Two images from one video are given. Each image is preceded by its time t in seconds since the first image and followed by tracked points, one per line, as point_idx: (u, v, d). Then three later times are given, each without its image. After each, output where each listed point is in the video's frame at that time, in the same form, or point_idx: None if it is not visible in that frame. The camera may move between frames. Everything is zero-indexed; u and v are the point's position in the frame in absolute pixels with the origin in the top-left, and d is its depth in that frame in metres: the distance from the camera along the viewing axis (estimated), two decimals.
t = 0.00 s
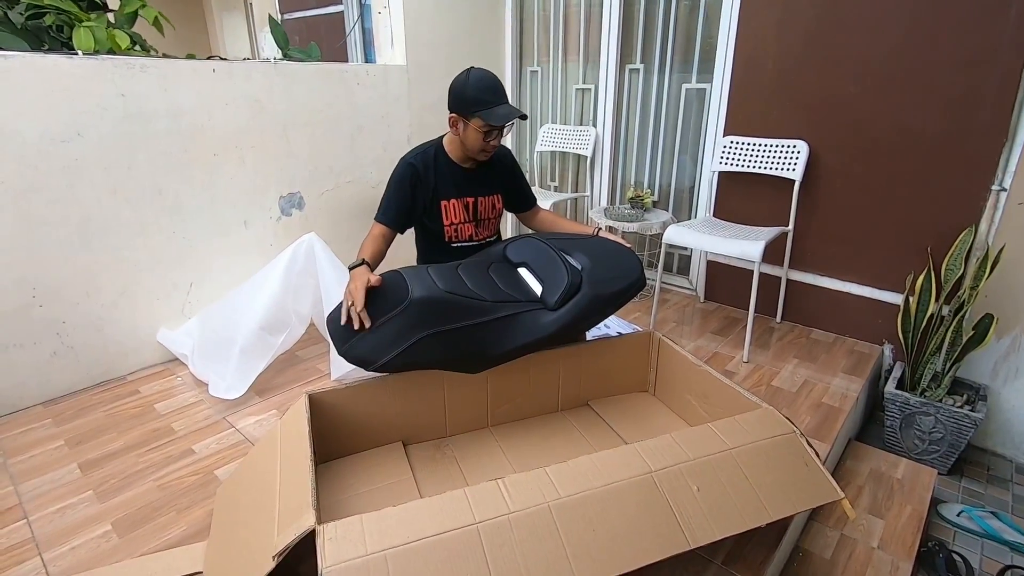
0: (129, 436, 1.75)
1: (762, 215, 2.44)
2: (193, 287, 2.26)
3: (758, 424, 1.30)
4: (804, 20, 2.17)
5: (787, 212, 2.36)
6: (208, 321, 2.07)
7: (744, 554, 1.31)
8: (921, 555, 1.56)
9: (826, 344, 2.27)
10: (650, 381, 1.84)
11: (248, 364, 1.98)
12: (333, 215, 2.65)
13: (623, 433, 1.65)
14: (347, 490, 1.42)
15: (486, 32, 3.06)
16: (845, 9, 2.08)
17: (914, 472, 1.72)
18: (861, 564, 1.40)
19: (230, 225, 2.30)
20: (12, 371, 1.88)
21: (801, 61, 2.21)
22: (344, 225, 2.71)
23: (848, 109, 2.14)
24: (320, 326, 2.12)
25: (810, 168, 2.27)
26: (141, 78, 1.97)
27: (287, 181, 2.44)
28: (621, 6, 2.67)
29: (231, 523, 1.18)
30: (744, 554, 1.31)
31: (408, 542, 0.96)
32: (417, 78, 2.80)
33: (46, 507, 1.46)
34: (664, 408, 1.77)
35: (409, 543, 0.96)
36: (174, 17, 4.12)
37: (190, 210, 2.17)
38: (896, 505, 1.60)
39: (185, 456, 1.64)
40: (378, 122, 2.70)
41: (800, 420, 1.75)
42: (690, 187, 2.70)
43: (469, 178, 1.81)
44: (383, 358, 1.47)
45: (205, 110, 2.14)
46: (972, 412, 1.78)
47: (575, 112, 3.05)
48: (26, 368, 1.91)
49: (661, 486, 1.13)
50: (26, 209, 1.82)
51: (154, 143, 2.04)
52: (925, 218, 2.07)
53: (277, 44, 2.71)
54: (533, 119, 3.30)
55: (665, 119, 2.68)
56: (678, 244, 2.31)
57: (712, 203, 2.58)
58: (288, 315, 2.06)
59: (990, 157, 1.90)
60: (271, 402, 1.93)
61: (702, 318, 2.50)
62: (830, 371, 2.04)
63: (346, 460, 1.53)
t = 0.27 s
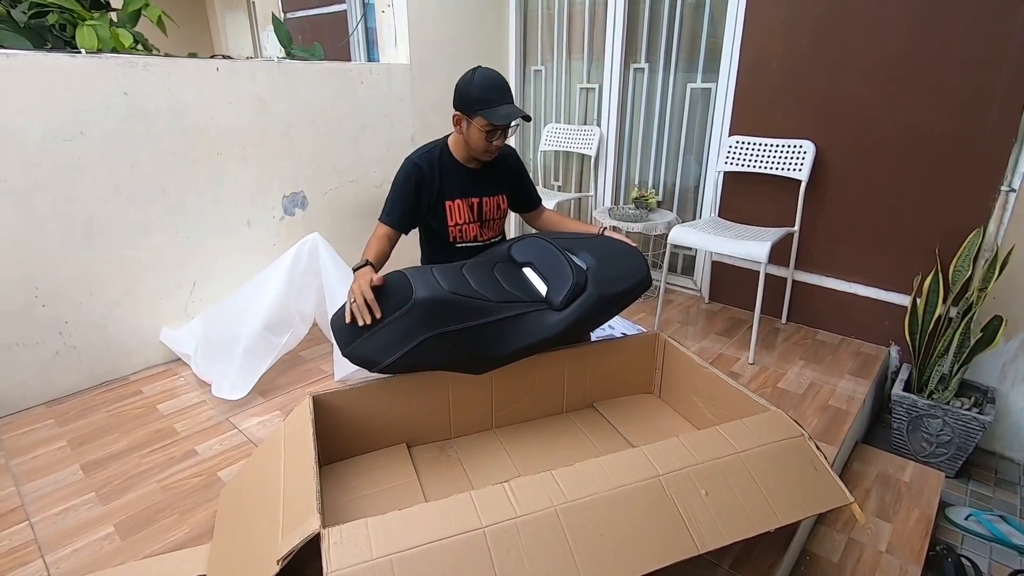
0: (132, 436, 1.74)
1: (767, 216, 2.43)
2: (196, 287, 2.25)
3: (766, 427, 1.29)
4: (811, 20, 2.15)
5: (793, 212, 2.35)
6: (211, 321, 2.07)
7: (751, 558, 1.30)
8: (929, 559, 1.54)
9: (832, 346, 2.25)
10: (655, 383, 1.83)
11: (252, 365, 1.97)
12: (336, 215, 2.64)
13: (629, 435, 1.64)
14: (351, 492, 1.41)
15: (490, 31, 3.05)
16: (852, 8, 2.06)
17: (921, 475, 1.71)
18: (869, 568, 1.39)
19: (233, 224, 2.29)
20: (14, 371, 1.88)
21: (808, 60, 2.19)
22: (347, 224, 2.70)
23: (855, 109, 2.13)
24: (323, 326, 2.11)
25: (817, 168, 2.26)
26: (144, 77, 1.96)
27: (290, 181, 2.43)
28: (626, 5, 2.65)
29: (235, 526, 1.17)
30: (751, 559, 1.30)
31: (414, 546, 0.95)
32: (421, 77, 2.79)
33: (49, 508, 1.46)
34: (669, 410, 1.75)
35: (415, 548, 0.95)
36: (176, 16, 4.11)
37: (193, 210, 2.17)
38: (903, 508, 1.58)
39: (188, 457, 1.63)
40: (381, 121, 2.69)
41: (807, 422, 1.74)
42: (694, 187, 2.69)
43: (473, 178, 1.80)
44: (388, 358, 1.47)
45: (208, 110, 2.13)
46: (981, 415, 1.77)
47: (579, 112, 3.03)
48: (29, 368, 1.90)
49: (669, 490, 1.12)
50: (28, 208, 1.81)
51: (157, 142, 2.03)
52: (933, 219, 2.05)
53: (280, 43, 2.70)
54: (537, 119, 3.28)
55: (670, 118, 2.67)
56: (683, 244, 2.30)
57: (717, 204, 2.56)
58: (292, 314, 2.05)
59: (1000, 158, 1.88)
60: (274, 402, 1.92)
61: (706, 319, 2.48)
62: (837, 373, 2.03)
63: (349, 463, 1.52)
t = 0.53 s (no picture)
0: (138, 438, 1.72)
1: (780, 217, 2.40)
2: (202, 287, 2.23)
3: (782, 433, 1.26)
4: (826, 18, 2.12)
5: (806, 214, 2.32)
6: (218, 322, 2.05)
7: (768, 568, 1.27)
8: (948, 569, 1.51)
9: (846, 349, 2.22)
10: (666, 387, 1.81)
11: (260, 366, 1.96)
12: (343, 214, 2.62)
13: (640, 439, 1.61)
14: (359, 497, 1.39)
15: (498, 30, 3.03)
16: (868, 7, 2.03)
17: (939, 483, 1.68)
18: None
19: (240, 224, 2.28)
20: (20, 371, 1.86)
21: (823, 60, 2.16)
22: (354, 224, 2.68)
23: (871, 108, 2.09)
24: (331, 327, 2.09)
25: (831, 169, 2.23)
26: (151, 75, 1.95)
27: (297, 180, 2.41)
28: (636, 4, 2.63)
29: (243, 531, 1.15)
30: (768, 569, 1.27)
31: (426, 555, 0.92)
32: (429, 76, 2.77)
33: (54, 510, 1.44)
34: (681, 414, 1.73)
35: (427, 557, 0.93)
36: (184, 15, 4.11)
37: (200, 209, 2.15)
38: (921, 516, 1.55)
39: (195, 459, 1.61)
40: (389, 120, 2.67)
41: (822, 428, 1.71)
42: (705, 188, 2.66)
43: (483, 178, 1.78)
44: (399, 360, 1.45)
45: (215, 108, 2.11)
46: (999, 421, 1.74)
47: (588, 111, 3.01)
48: (35, 368, 1.89)
49: (685, 497, 1.10)
50: (34, 207, 1.80)
51: (164, 140, 2.02)
52: (950, 221, 2.02)
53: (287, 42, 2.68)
54: (545, 119, 3.26)
55: (680, 118, 2.64)
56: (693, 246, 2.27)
57: (728, 205, 2.53)
58: (299, 315, 2.03)
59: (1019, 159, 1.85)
60: (280, 404, 1.90)
61: (717, 321, 2.45)
62: (851, 377, 2.00)
63: (357, 466, 1.49)
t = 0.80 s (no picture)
0: (143, 432, 1.70)
1: (797, 218, 2.34)
2: (209, 279, 2.21)
3: (801, 445, 1.22)
4: (851, 13, 2.05)
5: (825, 215, 2.26)
6: (224, 315, 2.03)
7: None
8: None
9: (863, 355, 2.17)
10: (679, 392, 1.76)
11: (265, 361, 1.93)
12: (352, 207, 2.59)
13: (651, 445, 1.57)
14: (364, 498, 1.37)
15: (512, 21, 2.97)
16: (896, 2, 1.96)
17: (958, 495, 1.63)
18: None
19: (249, 216, 2.25)
20: (25, 361, 1.85)
21: (847, 56, 2.09)
22: (363, 217, 2.65)
23: (896, 107, 2.03)
24: (338, 322, 2.06)
25: (852, 170, 2.16)
26: (159, 63, 1.91)
27: (306, 172, 2.38)
28: None
29: (245, 533, 1.12)
30: None
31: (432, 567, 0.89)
32: (441, 67, 2.72)
33: (57, 505, 1.42)
34: (693, 419, 1.69)
35: (433, 569, 0.90)
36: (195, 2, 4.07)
37: (208, 200, 2.12)
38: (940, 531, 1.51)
39: (199, 455, 1.59)
40: (400, 111, 2.63)
41: (839, 436, 1.67)
42: (720, 186, 2.60)
43: (495, 174, 1.74)
44: (408, 358, 1.42)
45: (224, 98, 2.08)
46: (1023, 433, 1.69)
47: (602, 106, 2.95)
48: (40, 358, 1.88)
49: (699, 510, 1.06)
50: (41, 196, 1.78)
51: (172, 130, 1.99)
52: (975, 226, 1.96)
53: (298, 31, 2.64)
54: (558, 112, 3.21)
55: (697, 114, 2.58)
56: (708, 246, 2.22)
57: (744, 204, 2.47)
58: (306, 309, 2.01)
59: None
60: (286, 400, 1.87)
61: (730, 323, 2.41)
62: (868, 384, 1.95)
63: (362, 466, 1.47)
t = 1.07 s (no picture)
0: (147, 434, 1.69)
1: (814, 219, 2.28)
2: (215, 279, 2.19)
3: (822, 459, 1.18)
4: (874, 7, 1.98)
5: (844, 216, 2.20)
6: (230, 317, 2.00)
7: None
8: None
9: (881, 360, 2.11)
10: (692, 398, 1.71)
11: (268, 366, 1.91)
12: (359, 206, 2.55)
13: (664, 454, 1.53)
14: (369, 508, 1.33)
15: (523, 17, 2.92)
16: None
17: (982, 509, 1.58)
18: None
19: (255, 215, 2.23)
20: (30, 361, 1.84)
21: (868, 52, 2.03)
22: (371, 216, 2.62)
23: (919, 105, 1.96)
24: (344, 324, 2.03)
25: (873, 170, 2.10)
26: (164, 61, 1.89)
27: (313, 170, 2.35)
28: None
29: (246, 545, 1.10)
30: None
31: None
32: (450, 63, 2.68)
33: (59, 510, 1.41)
34: (707, 427, 1.64)
35: None
36: None
37: (214, 199, 2.10)
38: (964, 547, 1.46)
39: (202, 460, 1.57)
40: (408, 108, 2.59)
41: (857, 447, 1.62)
42: (735, 185, 2.54)
43: (504, 175, 1.70)
44: (416, 364, 1.37)
45: (230, 95, 2.05)
46: None
47: (614, 103, 2.90)
48: (45, 359, 1.86)
49: (715, 529, 1.02)
50: (45, 196, 1.76)
51: (177, 128, 1.96)
52: (1002, 228, 1.89)
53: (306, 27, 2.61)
54: (569, 109, 3.15)
55: (712, 112, 2.52)
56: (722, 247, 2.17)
57: (759, 204, 2.41)
58: (312, 311, 1.98)
59: None
60: (292, 403, 1.85)
61: (744, 326, 2.35)
62: (888, 392, 1.89)
63: (367, 474, 1.44)
